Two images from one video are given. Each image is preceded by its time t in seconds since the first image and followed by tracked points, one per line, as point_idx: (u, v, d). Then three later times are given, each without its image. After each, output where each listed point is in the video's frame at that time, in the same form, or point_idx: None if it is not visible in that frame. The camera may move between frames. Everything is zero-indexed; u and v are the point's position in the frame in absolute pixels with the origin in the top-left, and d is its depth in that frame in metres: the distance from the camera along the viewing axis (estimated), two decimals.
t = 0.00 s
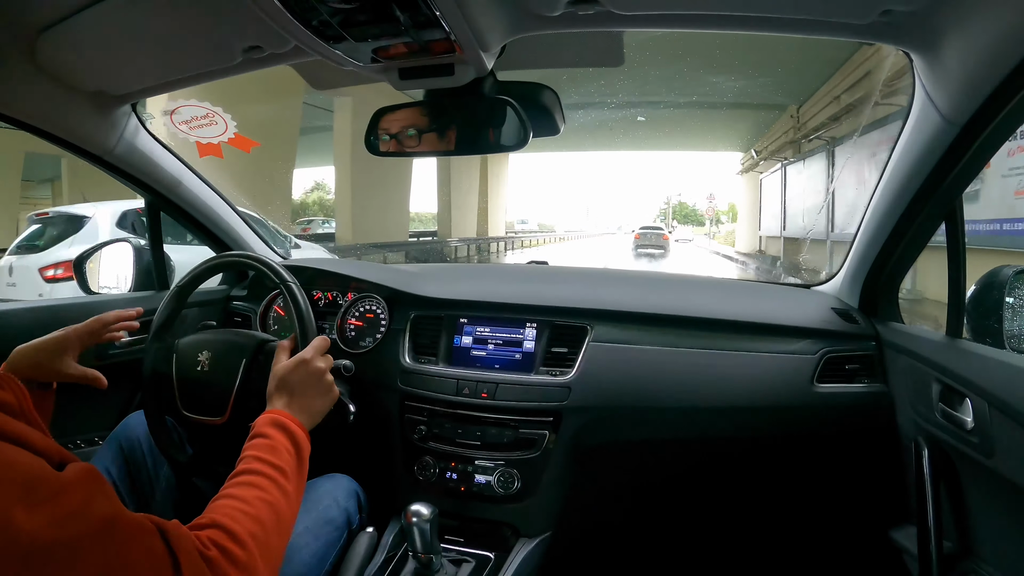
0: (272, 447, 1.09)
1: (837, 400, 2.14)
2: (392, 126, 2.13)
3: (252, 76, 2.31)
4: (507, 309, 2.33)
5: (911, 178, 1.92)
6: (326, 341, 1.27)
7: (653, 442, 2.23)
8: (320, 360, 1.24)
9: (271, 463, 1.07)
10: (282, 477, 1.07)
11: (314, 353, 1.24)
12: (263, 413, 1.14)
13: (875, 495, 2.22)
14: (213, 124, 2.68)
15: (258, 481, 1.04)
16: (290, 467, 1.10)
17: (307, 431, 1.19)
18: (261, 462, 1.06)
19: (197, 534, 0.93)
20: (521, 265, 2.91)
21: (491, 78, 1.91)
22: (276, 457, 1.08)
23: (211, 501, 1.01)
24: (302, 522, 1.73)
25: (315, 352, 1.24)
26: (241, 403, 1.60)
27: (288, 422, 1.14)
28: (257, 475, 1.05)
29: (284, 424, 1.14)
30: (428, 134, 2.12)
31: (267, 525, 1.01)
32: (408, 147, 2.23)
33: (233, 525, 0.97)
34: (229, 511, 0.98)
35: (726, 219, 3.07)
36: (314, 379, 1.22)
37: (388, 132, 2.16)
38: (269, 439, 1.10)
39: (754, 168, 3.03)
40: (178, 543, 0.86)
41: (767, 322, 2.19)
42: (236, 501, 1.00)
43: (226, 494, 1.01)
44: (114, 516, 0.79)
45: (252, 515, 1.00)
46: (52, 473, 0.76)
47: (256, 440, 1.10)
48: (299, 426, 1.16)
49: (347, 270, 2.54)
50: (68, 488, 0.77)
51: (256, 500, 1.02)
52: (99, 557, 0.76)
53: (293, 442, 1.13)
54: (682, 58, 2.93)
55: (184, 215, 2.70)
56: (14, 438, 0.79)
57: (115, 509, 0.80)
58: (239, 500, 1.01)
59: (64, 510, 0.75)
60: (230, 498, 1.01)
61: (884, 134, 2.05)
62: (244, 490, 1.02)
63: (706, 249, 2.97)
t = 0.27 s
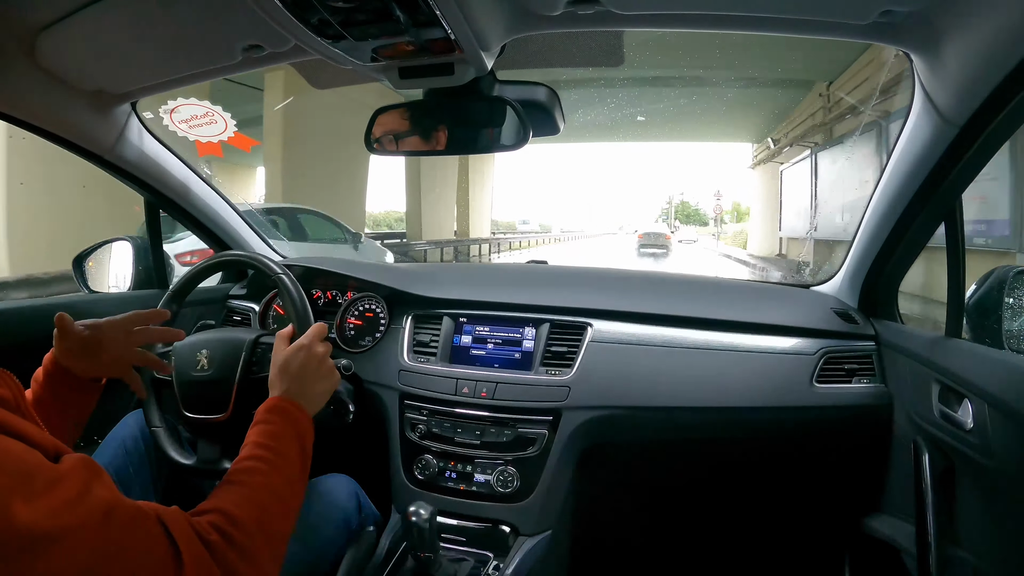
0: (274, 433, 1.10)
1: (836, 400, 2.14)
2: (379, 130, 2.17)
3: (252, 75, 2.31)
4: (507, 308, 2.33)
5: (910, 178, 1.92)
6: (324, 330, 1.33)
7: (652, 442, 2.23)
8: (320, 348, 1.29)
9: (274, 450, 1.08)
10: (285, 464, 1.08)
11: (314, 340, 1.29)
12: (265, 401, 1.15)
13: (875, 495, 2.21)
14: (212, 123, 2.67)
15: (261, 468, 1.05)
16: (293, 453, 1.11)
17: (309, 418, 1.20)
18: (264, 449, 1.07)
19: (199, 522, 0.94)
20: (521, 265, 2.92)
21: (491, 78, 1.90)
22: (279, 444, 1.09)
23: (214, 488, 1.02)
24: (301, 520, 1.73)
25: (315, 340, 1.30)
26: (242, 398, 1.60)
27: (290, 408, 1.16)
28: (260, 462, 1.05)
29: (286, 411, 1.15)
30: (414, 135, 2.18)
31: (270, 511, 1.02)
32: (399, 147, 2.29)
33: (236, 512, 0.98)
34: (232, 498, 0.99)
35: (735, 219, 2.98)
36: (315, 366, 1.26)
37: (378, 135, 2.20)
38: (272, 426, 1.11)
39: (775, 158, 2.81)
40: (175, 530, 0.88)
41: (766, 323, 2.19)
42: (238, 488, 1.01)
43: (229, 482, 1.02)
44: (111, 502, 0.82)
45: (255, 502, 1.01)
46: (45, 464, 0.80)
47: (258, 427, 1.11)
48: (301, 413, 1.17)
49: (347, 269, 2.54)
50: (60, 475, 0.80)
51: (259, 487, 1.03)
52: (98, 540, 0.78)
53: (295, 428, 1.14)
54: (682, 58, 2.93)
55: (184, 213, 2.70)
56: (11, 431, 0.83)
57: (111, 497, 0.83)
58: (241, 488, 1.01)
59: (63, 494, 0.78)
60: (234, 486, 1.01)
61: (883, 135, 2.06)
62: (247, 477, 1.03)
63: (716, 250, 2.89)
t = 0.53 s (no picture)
0: (272, 430, 1.11)
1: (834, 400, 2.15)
2: (379, 128, 2.17)
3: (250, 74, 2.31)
4: (504, 307, 2.33)
5: (908, 178, 1.92)
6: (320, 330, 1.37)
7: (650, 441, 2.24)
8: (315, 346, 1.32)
9: (272, 447, 1.08)
10: (284, 460, 1.08)
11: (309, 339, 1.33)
12: (263, 399, 1.16)
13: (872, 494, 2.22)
14: (210, 122, 2.74)
15: (259, 465, 1.05)
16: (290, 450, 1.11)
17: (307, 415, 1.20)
18: (261, 446, 1.07)
19: (197, 519, 0.94)
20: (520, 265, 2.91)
21: (491, 79, 1.90)
22: (277, 441, 1.10)
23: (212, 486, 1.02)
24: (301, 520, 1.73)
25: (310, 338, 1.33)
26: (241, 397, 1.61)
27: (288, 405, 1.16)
28: (258, 459, 1.06)
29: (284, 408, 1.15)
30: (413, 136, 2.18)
31: (268, 509, 1.02)
32: (397, 147, 2.29)
33: (234, 509, 0.98)
34: (230, 495, 0.99)
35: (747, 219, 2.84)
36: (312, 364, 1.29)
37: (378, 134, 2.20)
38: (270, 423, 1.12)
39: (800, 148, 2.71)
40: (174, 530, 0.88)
41: (763, 322, 2.20)
42: (236, 485, 1.01)
43: (227, 479, 1.02)
44: (109, 503, 0.82)
45: (253, 499, 1.01)
46: (43, 464, 0.80)
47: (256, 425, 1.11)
48: (299, 410, 1.18)
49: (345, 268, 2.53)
50: (60, 475, 0.80)
51: (256, 484, 1.03)
52: (96, 540, 0.78)
53: (295, 427, 1.14)
54: (681, 58, 2.92)
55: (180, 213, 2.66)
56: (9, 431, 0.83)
57: (109, 498, 0.83)
58: (239, 484, 1.01)
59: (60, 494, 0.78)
60: (231, 483, 1.01)
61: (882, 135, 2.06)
62: (245, 474, 1.03)
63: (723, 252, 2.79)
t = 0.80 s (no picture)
0: (270, 433, 1.11)
1: (831, 401, 2.15)
2: (381, 128, 2.12)
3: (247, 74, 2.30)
4: (502, 308, 2.32)
5: (907, 179, 1.92)
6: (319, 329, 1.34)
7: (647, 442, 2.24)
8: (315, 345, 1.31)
9: (270, 451, 1.08)
10: (281, 464, 1.08)
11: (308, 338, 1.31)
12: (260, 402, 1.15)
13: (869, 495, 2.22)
14: (208, 123, 2.67)
15: (256, 469, 1.05)
16: (287, 453, 1.11)
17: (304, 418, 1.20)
18: (258, 450, 1.07)
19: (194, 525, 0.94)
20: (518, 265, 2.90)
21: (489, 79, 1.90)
22: (274, 444, 1.09)
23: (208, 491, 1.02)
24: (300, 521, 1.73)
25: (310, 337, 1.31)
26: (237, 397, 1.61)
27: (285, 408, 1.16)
28: (255, 463, 1.05)
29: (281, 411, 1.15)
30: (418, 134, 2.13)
31: (265, 512, 1.02)
32: (394, 147, 2.23)
33: (232, 514, 0.98)
34: (227, 500, 0.99)
35: (755, 221, 2.71)
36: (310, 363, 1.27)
37: (378, 132, 2.14)
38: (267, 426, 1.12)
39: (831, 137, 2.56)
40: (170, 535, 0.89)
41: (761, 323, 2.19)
42: (233, 489, 1.01)
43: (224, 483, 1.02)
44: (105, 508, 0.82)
45: (250, 504, 1.01)
46: (42, 466, 0.78)
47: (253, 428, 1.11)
48: (296, 413, 1.17)
49: (342, 268, 2.52)
50: (59, 477, 0.80)
51: (253, 488, 1.03)
52: (91, 545, 0.78)
53: (290, 429, 1.14)
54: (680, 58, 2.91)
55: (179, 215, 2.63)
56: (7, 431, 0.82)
57: (105, 503, 0.82)
58: (236, 489, 1.01)
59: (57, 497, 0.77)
60: (229, 487, 1.01)
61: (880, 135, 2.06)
62: (242, 478, 1.03)
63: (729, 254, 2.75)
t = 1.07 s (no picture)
0: (267, 442, 1.12)
1: (829, 400, 2.15)
2: (393, 129, 2.11)
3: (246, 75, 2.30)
4: (501, 309, 2.32)
5: (905, 178, 1.92)
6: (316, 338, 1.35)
7: (646, 442, 2.24)
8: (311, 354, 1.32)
9: (267, 460, 1.09)
10: (277, 473, 1.10)
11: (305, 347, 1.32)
12: (257, 410, 1.17)
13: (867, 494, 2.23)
14: (205, 123, 2.47)
15: (253, 478, 1.06)
16: (284, 462, 1.13)
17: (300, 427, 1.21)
18: (255, 458, 1.09)
19: (192, 533, 0.95)
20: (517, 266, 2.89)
21: (487, 80, 1.90)
22: (271, 452, 1.11)
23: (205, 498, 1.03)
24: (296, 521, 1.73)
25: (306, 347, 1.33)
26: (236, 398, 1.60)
27: (282, 418, 1.17)
28: (252, 471, 1.07)
29: (278, 420, 1.17)
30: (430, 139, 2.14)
31: (262, 520, 1.04)
32: (405, 149, 2.24)
33: (229, 523, 0.99)
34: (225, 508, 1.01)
35: (765, 221, 2.62)
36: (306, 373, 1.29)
37: (387, 134, 2.13)
38: (264, 435, 1.13)
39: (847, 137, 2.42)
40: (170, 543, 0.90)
41: (760, 322, 2.20)
42: (230, 497, 1.03)
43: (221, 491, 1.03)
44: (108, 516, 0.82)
45: (247, 512, 1.02)
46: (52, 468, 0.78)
47: (249, 437, 1.13)
48: (292, 422, 1.19)
49: (341, 269, 2.52)
50: (63, 477, 0.78)
51: (251, 497, 1.04)
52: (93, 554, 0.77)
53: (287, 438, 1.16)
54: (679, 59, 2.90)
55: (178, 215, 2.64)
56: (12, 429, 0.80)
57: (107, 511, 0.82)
58: (234, 496, 1.03)
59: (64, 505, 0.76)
60: (226, 495, 1.03)
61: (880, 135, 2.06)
62: (239, 486, 1.04)
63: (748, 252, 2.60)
